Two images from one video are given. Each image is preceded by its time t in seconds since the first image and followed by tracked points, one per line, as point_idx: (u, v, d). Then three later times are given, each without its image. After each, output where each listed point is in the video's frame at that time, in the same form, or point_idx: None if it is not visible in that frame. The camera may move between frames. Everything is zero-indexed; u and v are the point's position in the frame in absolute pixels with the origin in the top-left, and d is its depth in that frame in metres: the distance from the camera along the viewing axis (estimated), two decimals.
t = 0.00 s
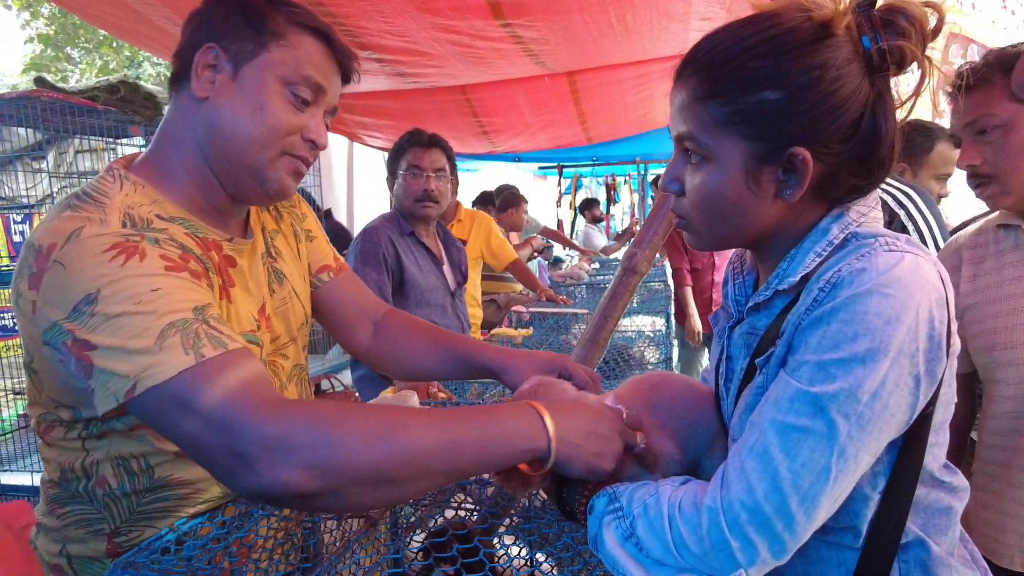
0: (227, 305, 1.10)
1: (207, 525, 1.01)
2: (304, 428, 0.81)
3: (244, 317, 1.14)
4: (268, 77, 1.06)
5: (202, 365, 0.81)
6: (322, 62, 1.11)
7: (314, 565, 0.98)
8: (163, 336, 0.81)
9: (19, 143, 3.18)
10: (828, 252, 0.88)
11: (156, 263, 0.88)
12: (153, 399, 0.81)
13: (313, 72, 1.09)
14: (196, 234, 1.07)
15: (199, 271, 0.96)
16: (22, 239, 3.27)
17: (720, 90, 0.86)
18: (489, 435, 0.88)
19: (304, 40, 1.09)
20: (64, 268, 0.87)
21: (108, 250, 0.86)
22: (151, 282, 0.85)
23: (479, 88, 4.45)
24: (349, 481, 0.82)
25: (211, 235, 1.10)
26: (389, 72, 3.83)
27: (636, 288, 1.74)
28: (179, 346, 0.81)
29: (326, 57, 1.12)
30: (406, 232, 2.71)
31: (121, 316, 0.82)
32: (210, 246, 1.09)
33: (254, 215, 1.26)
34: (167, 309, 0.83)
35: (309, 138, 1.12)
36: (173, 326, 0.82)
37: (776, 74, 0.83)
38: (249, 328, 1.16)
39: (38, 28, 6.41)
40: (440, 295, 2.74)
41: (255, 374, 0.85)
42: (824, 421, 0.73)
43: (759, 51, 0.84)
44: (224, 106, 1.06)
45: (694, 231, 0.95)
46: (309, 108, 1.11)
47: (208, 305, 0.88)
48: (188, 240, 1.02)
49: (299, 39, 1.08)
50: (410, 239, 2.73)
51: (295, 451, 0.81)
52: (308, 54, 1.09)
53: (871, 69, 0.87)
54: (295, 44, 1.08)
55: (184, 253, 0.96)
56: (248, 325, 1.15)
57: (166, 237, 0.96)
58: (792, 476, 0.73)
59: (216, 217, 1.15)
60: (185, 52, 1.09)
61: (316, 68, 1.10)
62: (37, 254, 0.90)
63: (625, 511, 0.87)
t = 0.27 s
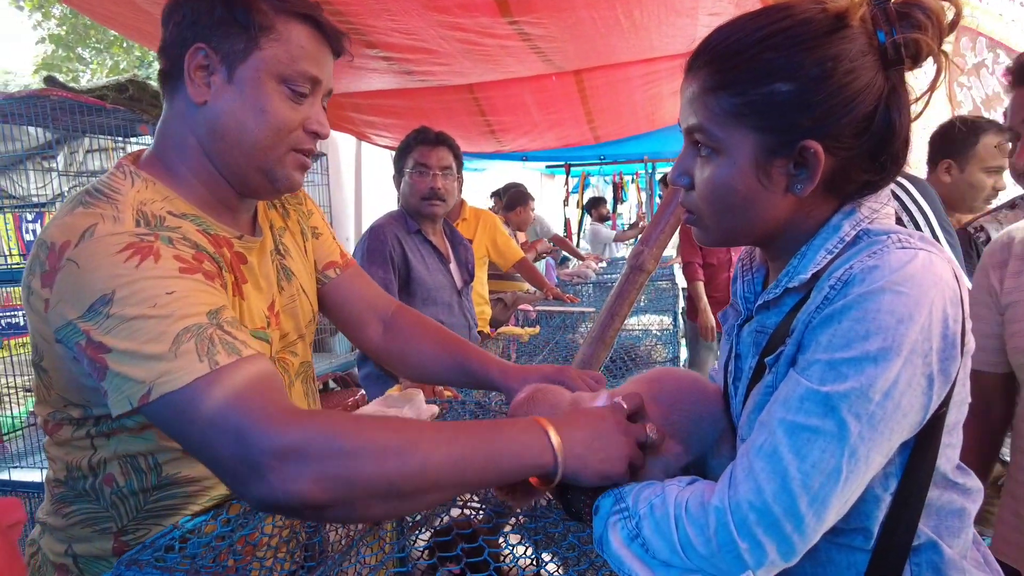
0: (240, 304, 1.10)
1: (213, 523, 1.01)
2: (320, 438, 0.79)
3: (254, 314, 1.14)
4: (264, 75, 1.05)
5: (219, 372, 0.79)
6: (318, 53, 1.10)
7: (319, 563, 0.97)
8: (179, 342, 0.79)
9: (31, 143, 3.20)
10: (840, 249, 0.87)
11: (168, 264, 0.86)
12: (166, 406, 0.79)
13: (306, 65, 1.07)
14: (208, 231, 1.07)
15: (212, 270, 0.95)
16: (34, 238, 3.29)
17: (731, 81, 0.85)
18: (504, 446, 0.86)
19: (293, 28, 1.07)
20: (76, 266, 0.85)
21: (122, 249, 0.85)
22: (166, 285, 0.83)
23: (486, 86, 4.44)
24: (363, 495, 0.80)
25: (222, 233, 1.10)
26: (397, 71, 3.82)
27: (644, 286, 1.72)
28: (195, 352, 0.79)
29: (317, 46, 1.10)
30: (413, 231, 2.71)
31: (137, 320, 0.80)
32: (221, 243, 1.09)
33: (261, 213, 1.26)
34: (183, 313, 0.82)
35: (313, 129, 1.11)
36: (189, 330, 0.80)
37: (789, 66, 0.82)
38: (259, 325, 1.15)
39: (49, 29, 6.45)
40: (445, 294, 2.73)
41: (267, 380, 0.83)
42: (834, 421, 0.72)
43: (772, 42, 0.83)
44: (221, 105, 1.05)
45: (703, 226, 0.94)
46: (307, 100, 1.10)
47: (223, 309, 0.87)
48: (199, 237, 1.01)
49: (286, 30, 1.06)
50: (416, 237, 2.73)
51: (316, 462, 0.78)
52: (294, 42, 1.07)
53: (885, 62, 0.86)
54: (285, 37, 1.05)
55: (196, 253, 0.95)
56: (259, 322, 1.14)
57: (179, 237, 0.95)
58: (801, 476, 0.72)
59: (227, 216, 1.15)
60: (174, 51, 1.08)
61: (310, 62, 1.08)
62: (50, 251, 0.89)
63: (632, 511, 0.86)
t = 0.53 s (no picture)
0: (231, 307, 1.08)
1: (208, 526, 1.00)
2: (299, 457, 0.77)
3: (246, 317, 1.12)
4: (250, 67, 1.05)
5: (200, 385, 0.78)
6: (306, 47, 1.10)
7: (315, 567, 0.96)
8: (161, 355, 0.78)
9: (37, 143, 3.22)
10: (846, 250, 0.85)
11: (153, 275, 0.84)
12: (144, 420, 0.78)
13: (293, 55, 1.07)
14: (200, 233, 1.04)
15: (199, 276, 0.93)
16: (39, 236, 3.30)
17: (734, 75, 0.83)
18: (484, 451, 0.84)
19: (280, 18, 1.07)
20: (60, 269, 0.84)
21: (107, 254, 0.83)
22: (150, 298, 0.81)
23: (489, 85, 4.43)
24: (341, 510, 0.79)
25: (214, 234, 1.08)
26: (401, 70, 3.81)
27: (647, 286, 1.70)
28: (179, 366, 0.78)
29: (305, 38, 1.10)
30: (415, 231, 2.69)
31: (118, 327, 0.79)
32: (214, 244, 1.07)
33: (255, 213, 1.24)
34: (168, 326, 0.80)
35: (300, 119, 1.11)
36: (172, 343, 0.79)
37: (792, 60, 0.80)
38: (252, 328, 1.13)
39: (56, 29, 6.48)
40: (448, 293, 2.71)
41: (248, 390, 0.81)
42: (840, 426, 0.70)
43: (775, 37, 0.81)
44: (207, 97, 1.04)
45: (704, 224, 0.93)
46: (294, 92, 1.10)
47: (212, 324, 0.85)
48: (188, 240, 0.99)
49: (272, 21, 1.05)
50: (419, 237, 2.72)
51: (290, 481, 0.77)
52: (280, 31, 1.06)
53: (892, 59, 0.83)
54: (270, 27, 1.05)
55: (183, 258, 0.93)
56: (251, 324, 1.13)
57: (165, 241, 0.93)
58: (806, 482, 0.70)
59: (221, 215, 1.14)
60: (160, 46, 1.07)
61: (297, 52, 1.08)
62: (35, 253, 0.88)
63: (631, 517, 0.84)
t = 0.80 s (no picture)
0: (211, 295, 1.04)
1: (196, 532, 0.98)
2: (286, 352, 0.71)
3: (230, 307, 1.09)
4: (227, 50, 1.02)
5: (189, 313, 0.75)
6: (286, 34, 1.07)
7: None
8: (149, 289, 0.75)
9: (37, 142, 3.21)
10: (856, 247, 0.81)
11: (136, 226, 0.82)
12: (135, 358, 0.73)
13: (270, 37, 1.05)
14: (186, 217, 1.01)
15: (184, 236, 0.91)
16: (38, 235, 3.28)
17: (733, 63, 0.81)
18: (479, 301, 0.81)
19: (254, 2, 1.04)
20: (44, 238, 0.81)
21: (94, 211, 0.81)
22: (136, 243, 0.79)
23: (490, 82, 4.39)
24: (357, 396, 0.72)
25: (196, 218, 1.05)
26: (402, 67, 3.78)
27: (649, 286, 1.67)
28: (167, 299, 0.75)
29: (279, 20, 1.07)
30: (413, 229, 2.69)
31: (104, 276, 0.76)
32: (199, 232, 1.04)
33: (239, 203, 1.22)
34: (154, 267, 0.77)
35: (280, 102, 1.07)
36: (161, 279, 0.76)
37: (798, 48, 0.77)
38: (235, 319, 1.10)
39: (57, 28, 6.46)
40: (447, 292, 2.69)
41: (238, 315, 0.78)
42: (850, 433, 0.67)
43: (777, 25, 0.78)
44: (186, 85, 1.01)
45: (711, 218, 0.90)
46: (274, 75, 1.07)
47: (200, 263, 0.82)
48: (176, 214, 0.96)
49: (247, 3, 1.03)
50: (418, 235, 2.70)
51: (294, 373, 0.70)
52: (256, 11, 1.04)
53: (903, 49, 0.80)
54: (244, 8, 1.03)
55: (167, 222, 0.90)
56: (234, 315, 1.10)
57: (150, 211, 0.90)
58: (814, 492, 0.67)
59: (205, 203, 1.11)
60: (135, 38, 1.05)
61: (274, 34, 1.06)
62: (17, 233, 0.85)
63: (631, 525, 0.81)
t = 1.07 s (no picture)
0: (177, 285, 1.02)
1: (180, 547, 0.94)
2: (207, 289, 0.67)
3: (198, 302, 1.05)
4: (201, 49, 1.01)
5: (131, 258, 0.73)
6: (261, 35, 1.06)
7: None
8: (93, 237, 0.73)
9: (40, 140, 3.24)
10: (864, 260, 0.78)
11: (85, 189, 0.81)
12: (70, 307, 0.70)
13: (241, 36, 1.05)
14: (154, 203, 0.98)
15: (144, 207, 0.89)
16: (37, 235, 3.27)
17: (743, 61, 0.79)
18: (423, 248, 0.78)
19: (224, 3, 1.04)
20: None
21: (54, 179, 0.80)
22: (85, 201, 0.78)
23: (490, 81, 4.36)
24: (290, 335, 0.67)
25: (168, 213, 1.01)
26: (401, 66, 3.76)
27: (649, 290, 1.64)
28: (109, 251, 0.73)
29: (249, 22, 1.07)
30: (410, 230, 2.68)
31: (51, 230, 0.73)
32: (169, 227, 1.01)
33: (214, 202, 1.20)
34: (101, 220, 0.76)
35: (252, 98, 1.07)
36: (106, 233, 0.75)
37: (805, 48, 0.74)
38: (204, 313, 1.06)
39: (58, 27, 6.45)
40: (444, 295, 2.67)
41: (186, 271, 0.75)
42: (857, 458, 0.64)
43: (788, 22, 0.75)
44: (161, 83, 0.99)
45: (707, 224, 0.89)
46: (246, 73, 1.06)
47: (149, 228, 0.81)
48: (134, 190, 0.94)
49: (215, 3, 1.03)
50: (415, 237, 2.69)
51: (215, 305, 0.65)
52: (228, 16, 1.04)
53: (918, 55, 0.77)
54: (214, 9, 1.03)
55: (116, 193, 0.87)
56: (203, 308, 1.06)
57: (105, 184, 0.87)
58: (818, 518, 0.64)
59: (176, 196, 1.07)
60: (111, 41, 1.02)
61: (246, 33, 1.06)
62: None
63: (624, 551, 0.78)
